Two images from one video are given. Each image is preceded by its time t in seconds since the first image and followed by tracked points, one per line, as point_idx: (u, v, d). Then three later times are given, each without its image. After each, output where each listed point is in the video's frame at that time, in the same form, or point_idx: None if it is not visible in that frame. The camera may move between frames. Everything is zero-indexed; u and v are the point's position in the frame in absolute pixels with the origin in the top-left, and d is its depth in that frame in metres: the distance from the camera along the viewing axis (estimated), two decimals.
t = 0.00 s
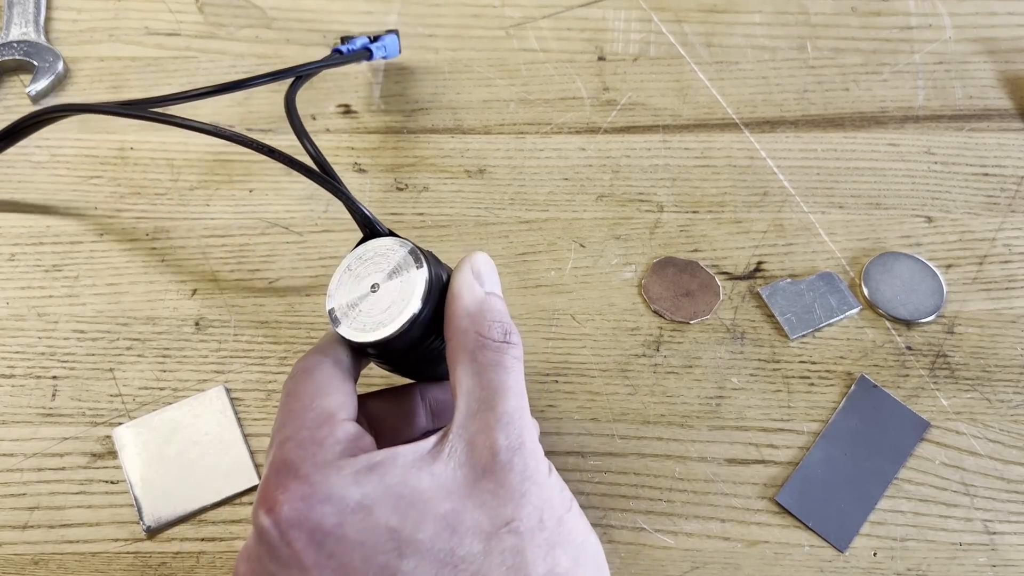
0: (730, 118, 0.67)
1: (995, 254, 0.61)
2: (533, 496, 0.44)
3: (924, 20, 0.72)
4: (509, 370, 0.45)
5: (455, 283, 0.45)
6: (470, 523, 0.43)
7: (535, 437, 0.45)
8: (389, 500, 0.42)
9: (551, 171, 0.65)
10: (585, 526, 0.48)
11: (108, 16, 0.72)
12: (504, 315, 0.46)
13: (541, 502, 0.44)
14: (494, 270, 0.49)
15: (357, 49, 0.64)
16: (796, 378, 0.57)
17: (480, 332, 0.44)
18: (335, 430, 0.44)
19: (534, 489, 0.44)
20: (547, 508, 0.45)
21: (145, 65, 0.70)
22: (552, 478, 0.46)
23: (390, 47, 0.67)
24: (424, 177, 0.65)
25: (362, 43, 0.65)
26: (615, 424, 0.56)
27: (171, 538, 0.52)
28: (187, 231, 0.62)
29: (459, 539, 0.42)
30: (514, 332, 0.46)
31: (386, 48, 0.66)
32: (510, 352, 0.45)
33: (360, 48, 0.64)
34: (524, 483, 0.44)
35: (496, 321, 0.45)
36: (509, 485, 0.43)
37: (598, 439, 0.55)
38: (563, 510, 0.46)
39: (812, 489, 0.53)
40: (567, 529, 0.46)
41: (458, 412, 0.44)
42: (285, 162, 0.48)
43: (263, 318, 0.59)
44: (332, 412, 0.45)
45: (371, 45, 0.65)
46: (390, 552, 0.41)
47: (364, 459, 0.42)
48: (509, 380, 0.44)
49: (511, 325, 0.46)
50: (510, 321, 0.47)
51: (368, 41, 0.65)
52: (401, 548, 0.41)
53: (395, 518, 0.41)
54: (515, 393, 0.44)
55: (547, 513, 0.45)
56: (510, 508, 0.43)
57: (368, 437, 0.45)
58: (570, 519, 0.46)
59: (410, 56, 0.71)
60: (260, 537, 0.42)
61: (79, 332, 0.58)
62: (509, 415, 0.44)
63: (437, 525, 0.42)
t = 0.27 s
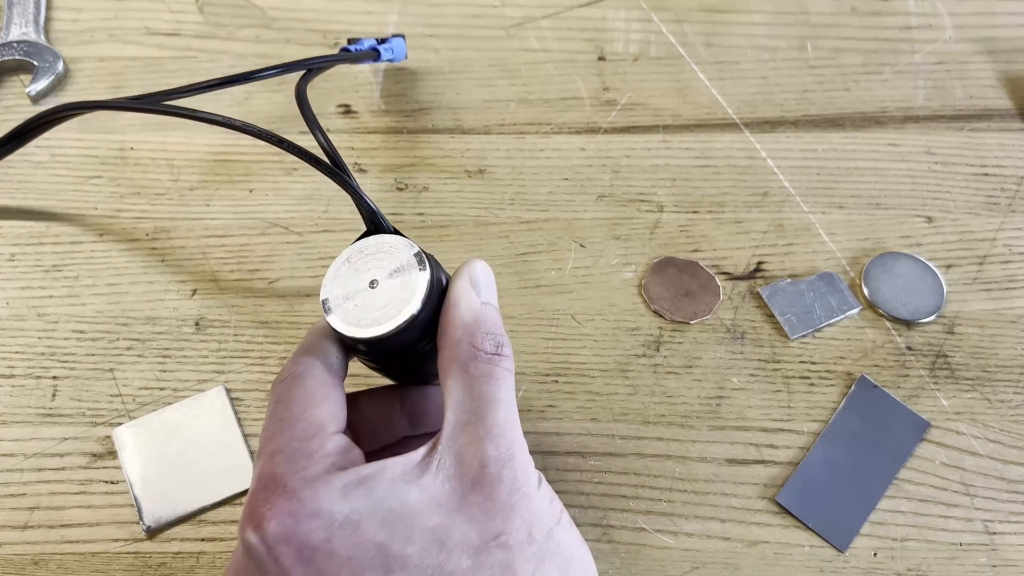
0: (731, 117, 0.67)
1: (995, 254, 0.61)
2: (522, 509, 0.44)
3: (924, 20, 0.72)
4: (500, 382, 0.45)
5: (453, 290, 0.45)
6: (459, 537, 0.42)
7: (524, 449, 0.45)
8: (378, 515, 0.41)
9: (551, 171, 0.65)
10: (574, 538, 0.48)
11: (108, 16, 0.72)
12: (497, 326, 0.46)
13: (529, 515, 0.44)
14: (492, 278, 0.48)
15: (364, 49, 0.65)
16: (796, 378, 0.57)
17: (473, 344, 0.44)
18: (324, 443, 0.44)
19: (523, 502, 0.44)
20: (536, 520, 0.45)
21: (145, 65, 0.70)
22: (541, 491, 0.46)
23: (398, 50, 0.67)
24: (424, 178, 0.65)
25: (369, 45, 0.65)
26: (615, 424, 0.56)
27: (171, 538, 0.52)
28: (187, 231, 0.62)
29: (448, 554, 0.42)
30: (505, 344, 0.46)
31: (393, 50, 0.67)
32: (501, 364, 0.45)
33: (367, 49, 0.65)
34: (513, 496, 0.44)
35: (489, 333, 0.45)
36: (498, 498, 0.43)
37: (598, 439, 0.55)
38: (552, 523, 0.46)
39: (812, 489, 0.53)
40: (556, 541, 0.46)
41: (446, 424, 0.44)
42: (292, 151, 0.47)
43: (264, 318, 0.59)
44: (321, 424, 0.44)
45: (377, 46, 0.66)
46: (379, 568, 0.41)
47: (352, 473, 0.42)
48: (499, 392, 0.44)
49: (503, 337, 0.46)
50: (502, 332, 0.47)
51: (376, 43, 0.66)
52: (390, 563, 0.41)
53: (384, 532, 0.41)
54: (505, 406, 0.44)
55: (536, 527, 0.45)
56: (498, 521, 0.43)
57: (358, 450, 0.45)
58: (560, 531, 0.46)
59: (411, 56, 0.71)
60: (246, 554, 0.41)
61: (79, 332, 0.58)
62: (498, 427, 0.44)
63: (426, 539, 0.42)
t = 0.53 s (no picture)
0: (730, 118, 0.67)
1: (995, 254, 0.61)
2: (519, 503, 0.43)
3: (924, 20, 0.72)
4: (492, 376, 0.44)
5: (439, 288, 0.45)
6: (455, 530, 0.42)
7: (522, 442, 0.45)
8: (372, 507, 0.42)
9: (551, 171, 0.65)
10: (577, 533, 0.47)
11: (109, 16, 0.72)
12: (485, 322, 0.45)
13: (527, 508, 0.44)
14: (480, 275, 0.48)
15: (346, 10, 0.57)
16: (796, 378, 0.57)
17: (460, 341, 0.44)
18: (322, 437, 0.44)
19: (521, 495, 0.44)
20: (534, 514, 0.44)
21: (145, 65, 0.70)
22: (541, 485, 0.46)
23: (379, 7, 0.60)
24: (424, 178, 0.65)
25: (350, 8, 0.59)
26: (615, 424, 0.56)
27: (171, 538, 0.52)
28: (187, 231, 0.62)
29: (443, 547, 0.42)
30: (497, 340, 0.46)
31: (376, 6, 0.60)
32: (492, 360, 0.45)
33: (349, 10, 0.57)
34: (509, 489, 0.43)
35: (476, 329, 0.44)
36: (494, 491, 0.43)
37: (598, 439, 0.55)
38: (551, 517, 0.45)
39: (812, 489, 0.53)
40: (556, 536, 0.45)
41: (441, 420, 0.44)
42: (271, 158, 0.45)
43: (263, 318, 0.59)
44: (321, 420, 0.45)
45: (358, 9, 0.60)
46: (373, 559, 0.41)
47: (349, 466, 0.43)
48: (491, 387, 0.44)
49: (493, 333, 0.46)
50: (493, 328, 0.46)
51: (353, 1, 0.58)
52: (384, 555, 0.41)
53: (378, 524, 0.41)
54: (499, 400, 0.44)
55: (534, 520, 0.44)
56: (494, 514, 0.43)
57: (358, 445, 0.45)
58: (560, 526, 0.46)
59: (410, 56, 0.71)
60: (247, 544, 0.42)
61: (79, 332, 0.58)
62: (493, 421, 0.43)
63: (420, 532, 0.42)
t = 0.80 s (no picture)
0: (730, 118, 0.67)
1: (995, 254, 0.61)
2: (513, 486, 0.43)
3: (925, 20, 0.72)
4: (493, 361, 0.44)
5: (442, 281, 0.45)
6: (447, 512, 0.42)
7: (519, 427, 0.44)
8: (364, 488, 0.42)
9: (551, 171, 0.65)
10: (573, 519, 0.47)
11: (109, 16, 0.72)
12: (488, 310, 0.45)
13: (521, 492, 0.44)
14: (480, 268, 0.49)
15: None
16: (796, 378, 0.57)
17: (461, 328, 0.44)
18: (318, 421, 0.45)
19: (515, 479, 0.43)
20: (528, 498, 0.44)
21: (145, 65, 0.70)
22: (537, 470, 0.45)
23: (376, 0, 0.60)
24: (424, 178, 0.65)
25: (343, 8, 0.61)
26: (615, 424, 0.56)
27: (171, 538, 0.52)
28: (187, 231, 0.62)
29: (434, 528, 0.42)
30: (499, 327, 0.46)
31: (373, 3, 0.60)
32: (494, 346, 0.44)
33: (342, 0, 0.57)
34: (504, 473, 0.43)
35: (479, 317, 0.44)
36: (488, 474, 0.43)
37: (598, 439, 0.55)
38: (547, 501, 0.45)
39: (812, 489, 0.53)
40: (551, 521, 0.45)
41: (441, 405, 0.44)
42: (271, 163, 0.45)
43: (263, 318, 0.59)
44: (318, 404, 0.46)
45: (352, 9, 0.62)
46: (365, 539, 0.41)
47: (343, 449, 0.43)
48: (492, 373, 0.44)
49: (496, 320, 0.46)
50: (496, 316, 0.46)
51: None
52: (376, 535, 0.41)
53: (370, 505, 0.42)
54: (498, 385, 0.44)
55: (529, 505, 0.44)
56: (486, 497, 0.43)
57: (354, 428, 0.46)
58: (555, 511, 0.45)
59: (410, 56, 0.71)
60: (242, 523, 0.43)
61: (79, 332, 0.58)
62: (491, 405, 0.43)
63: (411, 513, 0.42)
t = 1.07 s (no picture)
0: (730, 118, 0.67)
1: (995, 254, 0.61)
2: (500, 477, 0.44)
3: (925, 20, 0.72)
4: (480, 355, 0.45)
5: (436, 268, 0.45)
6: (437, 504, 0.42)
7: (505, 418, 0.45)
8: (354, 482, 0.41)
9: (551, 171, 0.65)
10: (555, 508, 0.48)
11: (109, 16, 0.72)
12: (479, 306, 0.46)
13: (508, 482, 0.44)
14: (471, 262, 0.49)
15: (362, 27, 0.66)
16: (796, 378, 0.57)
17: (454, 320, 0.44)
18: (303, 414, 0.44)
19: (502, 469, 0.44)
20: (514, 488, 0.44)
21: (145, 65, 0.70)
22: (521, 460, 0.46)
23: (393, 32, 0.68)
24: (424, 178, 0.65)
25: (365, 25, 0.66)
26: (615, 424, 0.56)
27: (171, 538, 0.52)
28: (187, 231, 0.62)
29: (425, 520, 0.42)
30: (487, 322, 0.46)
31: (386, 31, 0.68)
32: (482, 340, 0.45)
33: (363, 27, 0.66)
34: (492, 464, 0.43)
35: (470, 311, 0.45)
36: (478, 466, 0.43)
37: (598, 439, 0.55)
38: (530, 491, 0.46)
39: (812, 489, 0.53)
40: (534, 509, 0.46)
41: (429, 397, 0.44)
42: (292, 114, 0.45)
43: (263, 318, 0.59)
44: (301, 396, 0.44)
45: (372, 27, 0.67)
46: (355, 533, 0.41)
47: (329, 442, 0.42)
48: (479, 365, 0.44)
49: (485, 316, 0.46)
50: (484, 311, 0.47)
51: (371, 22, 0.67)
52: (367, 529, 0.41)
53: (361, 500, 0.41)
54: (486, 377, 0.44)
55: (514, 495, 0.44)
56: (476, 488, 0.43)
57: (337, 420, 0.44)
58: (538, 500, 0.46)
59: (411, 56, 0.71)
60: (226, 521, 0.41)
61: (80, 332, 0.58)
62: (479, 397, 0.43)
63: (402, 506, 0.42)
